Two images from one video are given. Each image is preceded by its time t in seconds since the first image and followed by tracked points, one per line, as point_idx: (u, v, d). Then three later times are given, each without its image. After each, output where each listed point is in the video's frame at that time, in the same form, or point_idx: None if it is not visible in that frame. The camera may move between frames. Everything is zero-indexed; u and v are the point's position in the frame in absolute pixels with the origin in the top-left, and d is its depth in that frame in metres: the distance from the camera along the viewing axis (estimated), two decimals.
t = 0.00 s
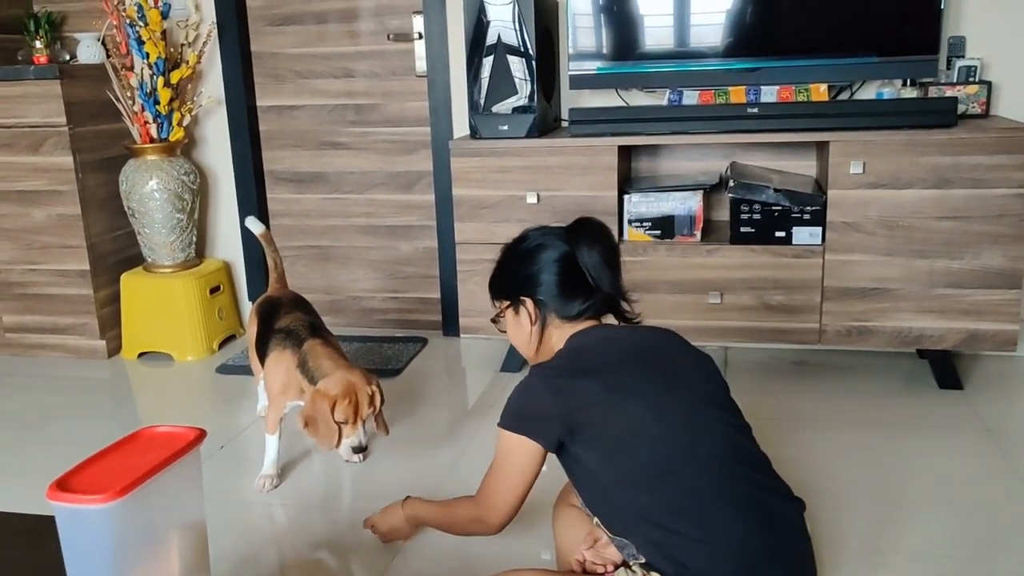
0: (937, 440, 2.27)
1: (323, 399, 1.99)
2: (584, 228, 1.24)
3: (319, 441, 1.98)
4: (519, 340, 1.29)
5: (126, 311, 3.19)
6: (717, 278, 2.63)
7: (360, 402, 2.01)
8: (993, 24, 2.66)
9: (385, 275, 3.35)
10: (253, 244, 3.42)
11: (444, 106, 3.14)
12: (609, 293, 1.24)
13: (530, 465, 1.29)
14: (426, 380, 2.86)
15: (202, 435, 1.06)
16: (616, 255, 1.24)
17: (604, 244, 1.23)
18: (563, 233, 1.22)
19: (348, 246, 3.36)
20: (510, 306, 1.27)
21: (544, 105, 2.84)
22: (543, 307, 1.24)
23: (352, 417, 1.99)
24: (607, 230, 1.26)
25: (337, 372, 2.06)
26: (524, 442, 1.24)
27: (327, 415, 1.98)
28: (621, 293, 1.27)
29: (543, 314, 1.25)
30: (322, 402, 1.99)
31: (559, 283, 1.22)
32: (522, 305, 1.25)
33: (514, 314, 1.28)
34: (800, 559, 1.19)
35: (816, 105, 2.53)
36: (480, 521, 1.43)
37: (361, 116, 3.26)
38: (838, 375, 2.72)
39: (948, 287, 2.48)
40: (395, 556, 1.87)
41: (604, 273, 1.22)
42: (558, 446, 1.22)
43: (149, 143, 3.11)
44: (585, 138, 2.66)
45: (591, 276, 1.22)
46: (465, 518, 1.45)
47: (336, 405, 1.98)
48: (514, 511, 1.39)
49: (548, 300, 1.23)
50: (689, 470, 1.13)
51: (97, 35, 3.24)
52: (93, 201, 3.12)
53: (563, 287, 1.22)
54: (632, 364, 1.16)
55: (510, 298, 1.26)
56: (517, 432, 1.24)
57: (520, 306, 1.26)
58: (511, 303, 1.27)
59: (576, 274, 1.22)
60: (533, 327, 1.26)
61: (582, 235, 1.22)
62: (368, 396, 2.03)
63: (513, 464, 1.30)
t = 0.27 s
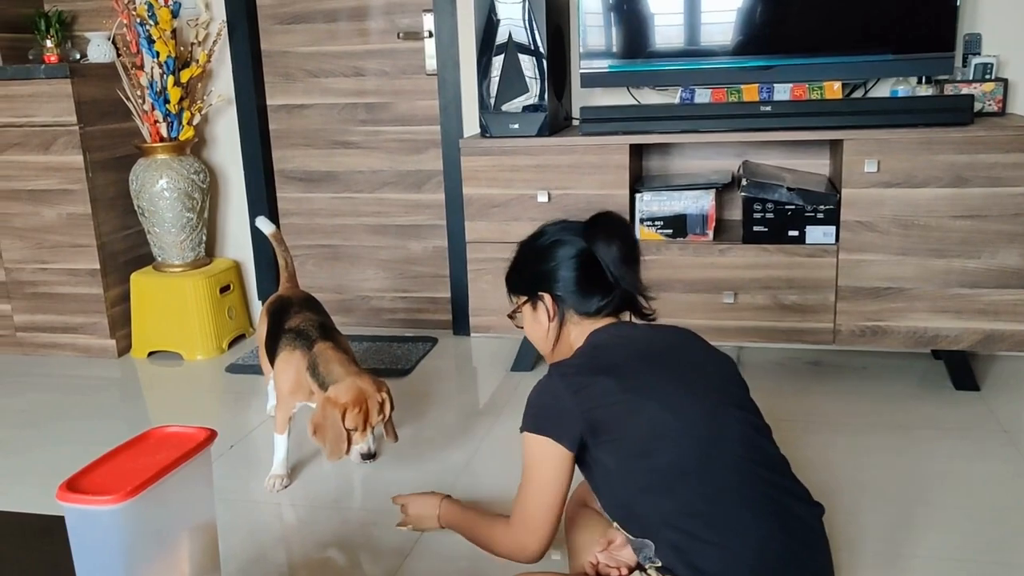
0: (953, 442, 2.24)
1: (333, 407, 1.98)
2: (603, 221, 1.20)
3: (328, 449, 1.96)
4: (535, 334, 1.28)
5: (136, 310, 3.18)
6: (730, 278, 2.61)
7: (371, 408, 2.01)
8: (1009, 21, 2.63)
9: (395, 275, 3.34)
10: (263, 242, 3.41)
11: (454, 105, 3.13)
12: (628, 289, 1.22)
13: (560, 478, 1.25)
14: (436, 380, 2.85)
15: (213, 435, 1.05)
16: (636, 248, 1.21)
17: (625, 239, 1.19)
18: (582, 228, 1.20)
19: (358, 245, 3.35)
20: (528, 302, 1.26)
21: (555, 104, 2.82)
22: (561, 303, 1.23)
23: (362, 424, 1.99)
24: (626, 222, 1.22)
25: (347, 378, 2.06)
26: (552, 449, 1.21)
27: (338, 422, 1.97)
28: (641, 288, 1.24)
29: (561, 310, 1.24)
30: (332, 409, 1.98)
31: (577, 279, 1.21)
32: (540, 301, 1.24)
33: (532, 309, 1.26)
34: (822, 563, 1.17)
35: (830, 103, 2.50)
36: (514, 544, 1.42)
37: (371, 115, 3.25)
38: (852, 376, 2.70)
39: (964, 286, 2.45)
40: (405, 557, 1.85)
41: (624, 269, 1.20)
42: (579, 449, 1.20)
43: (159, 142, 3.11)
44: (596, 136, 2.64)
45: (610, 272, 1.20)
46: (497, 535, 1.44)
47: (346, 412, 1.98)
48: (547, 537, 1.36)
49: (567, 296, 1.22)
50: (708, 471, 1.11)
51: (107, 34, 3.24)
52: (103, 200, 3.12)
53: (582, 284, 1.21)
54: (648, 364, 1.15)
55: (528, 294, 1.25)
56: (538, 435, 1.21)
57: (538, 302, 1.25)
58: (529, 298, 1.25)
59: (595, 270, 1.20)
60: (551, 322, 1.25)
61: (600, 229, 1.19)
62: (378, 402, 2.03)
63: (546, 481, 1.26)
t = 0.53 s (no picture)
0: (967, 434, 2.22)
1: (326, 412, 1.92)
2: (631, 198, 1.18)
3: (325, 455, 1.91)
4: (557, 314, 1.26)
5: (143, 299, 3.18)
6: (740, 268, 2.59)
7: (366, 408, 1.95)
8: None
9: (403, 265, 3.33)
10: (271, 231, 3.40)
11: (462, 94, 3.11)
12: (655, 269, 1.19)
13: (614, 473, 1.17)
14: (444, 370, 2.84)
15: (220, 422, 1.04)
16: (662, 226, 1.19)
17: (651, 217, 1.17)
18: (607, 206, 1.17)
19: (366, 235, 3.34)
20: (551, 281, 1.23)
21: (565, 92, 2.80)
22: (586, 283, 1.20)
23: (358, 425, 1.92)
24: (653, 199, 1.20)
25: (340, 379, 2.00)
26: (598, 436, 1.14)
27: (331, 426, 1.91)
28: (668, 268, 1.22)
29: (584, 288, 1.21)
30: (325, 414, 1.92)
31: (602, 258, 1.18)
32: (564, 280, 1.21)
33: (555, 289, 1.23)
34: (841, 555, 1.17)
35: (843, 91, 2.47)
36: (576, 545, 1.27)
37: (379, 104, 3.23)
38: (864, 367, 2.67)
39: (979, 277, 2.43)
40: (414, 547, 1.84)
41: (651, 248, 1.17)
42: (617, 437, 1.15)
43: (167, 131, 3.10)
44: (605, 124, 2.62)
45: (637, 251, 1.17)
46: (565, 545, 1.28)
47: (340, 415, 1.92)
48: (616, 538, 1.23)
49: (591, 276, 1.19)
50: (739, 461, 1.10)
51: (114, 22, 3.23)
52: (111, 189, 3.11)
53: (607, 263, 1.18)
54: (682, 350, 1.12)
55: (552, 273, 1.22)
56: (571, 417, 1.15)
57: (562, 282, 1.22)
58: (552, 278, 1.22)
59: (621, 249, 1.17)
60: (575, 303, 1.23)
61: (627, 206, 1.17)
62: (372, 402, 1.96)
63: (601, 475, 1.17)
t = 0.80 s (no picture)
0: (970, 420, 2.21)
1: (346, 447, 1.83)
2: (641, 181, 1.17)
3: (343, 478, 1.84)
4: (563, 298, 1.25)
5: (144, 282, 3.17)
6: (743, 253, 2.58)
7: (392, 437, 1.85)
8: None
9: (405, 248, 3.32)
10: (273, 214, 3.38)
11: (464, 76, 3.08)
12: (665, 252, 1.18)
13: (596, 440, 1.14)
14: (446, 354, 2.83)
15: (219, 404, 1.02)
16: (672, 208, 1.18)
17: (661, 199, 1.16)
18: (617, 188, 1.16)
19: (367, 218, 3.32)
20: (557, 264, 1.22)
21: (568, 74, 2.77)
22: (594, 266, 1.19)
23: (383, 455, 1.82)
24: (663, 181, 1.19)
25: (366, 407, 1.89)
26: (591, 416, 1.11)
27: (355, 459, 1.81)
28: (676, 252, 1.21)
29: (592, 274, 1.20)
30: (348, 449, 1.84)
31: (611, 241, 1.17)
32: (571, 263, 1.20)
33: (561, 272, 1.22)
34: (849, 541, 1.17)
35: (851, 74, 2.44)
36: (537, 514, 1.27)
37: (381, 86, 3.20)
38: (866, 353, 2.66)
39: (984, 262, 2.41)
40: (415, 530, 1.84)
41: (661, 232, 1.16)
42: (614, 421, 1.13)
43: (167, 113, 3.08)
44: (608, 107, 2.60)
45: (646, 234, 1.16)
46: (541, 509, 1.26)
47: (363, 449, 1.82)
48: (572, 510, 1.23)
49: (599, 258, 1.18)
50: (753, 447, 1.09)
51: (114, 2, 3.20)
52: (112, 170, 3.09)
53: (615, 245, 1.17)
54: (694, 335, 1.11)
55: (558, 256, 1.21)
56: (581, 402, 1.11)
57: (569, 266, 1.21)
58: (559, 262, 1.21)
59: (629, 231, 1.16)
60: (582, 288, 1.22)
61: (638, 188, 1.16)
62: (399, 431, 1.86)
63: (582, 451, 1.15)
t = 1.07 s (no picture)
0: (976, 409, 2.20)
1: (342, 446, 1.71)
2: (612, 198, 1.18)
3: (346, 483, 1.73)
4: (536, 302, 1.25)
5: (150, 269, 3.17)
6: (749, 242, 2.57)
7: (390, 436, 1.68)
8: None
9: (409, 237, 3.31)
10: (277, 201, 3.37)
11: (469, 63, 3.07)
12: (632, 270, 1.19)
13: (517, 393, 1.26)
14: (450, 342, 2.83)
15: (224, 391, 1.02)
16: (642, 232, 1.20)
17: (630, 218, 1.17)
18: (590, 203, 1.17)
19: (372, 206, 3.31)
20: (530, 269, 1.23)
21: (574, 61, 2.75)
22: (564, 276, 1.19)
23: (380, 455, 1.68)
24: (636, 204, 1.21)
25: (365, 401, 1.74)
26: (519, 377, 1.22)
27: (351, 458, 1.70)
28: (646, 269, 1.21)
29: (562, 283, 1.20)
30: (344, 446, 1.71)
31: (582, 255, 1.17)
32: (542, 270, 1.21)
33: (533, 276, 1.22)
34: (827, 519, 1.16)
35: (860, 61, 2.42)
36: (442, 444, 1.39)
37: (386, 73, 3.19)
38: (873, 342, 2.65)
39: (991, 251, 2.40)
40: (418, 517, 1.84)
41: (626, 249, 1.17)
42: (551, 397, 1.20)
43: (171, 100, 3.07)
44: (615, 95, 2.59)
45: (613, 250, 1.17)
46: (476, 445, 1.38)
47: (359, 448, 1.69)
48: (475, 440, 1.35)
49: (569, 271, 1.18)
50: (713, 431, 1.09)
51: None
52: (116, 157, 3.09)
53: (585, 260, 1.18)
54: (634, 319, 1.12)
55: (533, 262, 1.21)
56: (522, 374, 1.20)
57: (541, 272, 1.21)
58: (533, 266, 1.21)
59: (600, 247, 1.17)
60: (552, 294, 1.22)
61: (613, 208, 1.17)
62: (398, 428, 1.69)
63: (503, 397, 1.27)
